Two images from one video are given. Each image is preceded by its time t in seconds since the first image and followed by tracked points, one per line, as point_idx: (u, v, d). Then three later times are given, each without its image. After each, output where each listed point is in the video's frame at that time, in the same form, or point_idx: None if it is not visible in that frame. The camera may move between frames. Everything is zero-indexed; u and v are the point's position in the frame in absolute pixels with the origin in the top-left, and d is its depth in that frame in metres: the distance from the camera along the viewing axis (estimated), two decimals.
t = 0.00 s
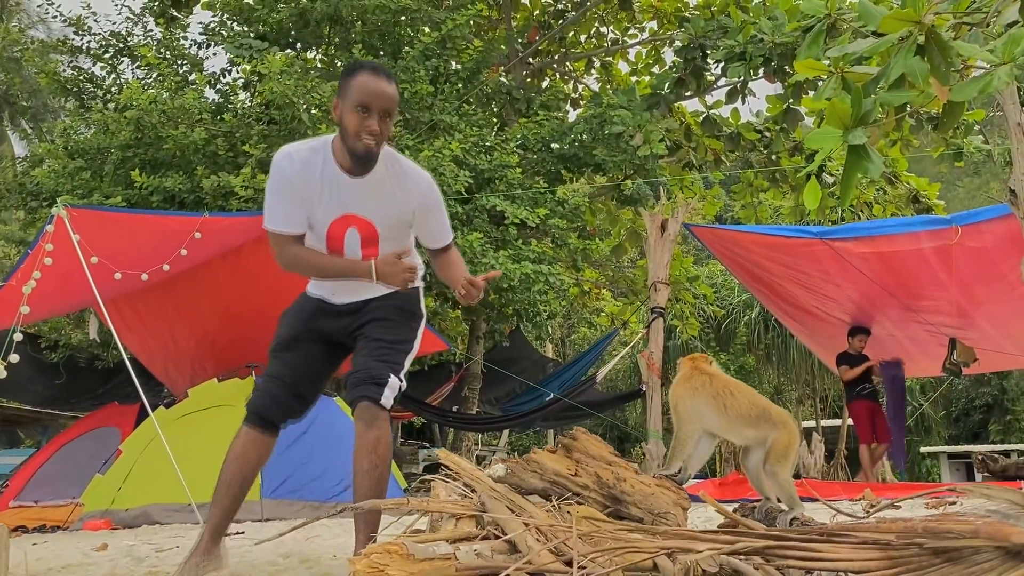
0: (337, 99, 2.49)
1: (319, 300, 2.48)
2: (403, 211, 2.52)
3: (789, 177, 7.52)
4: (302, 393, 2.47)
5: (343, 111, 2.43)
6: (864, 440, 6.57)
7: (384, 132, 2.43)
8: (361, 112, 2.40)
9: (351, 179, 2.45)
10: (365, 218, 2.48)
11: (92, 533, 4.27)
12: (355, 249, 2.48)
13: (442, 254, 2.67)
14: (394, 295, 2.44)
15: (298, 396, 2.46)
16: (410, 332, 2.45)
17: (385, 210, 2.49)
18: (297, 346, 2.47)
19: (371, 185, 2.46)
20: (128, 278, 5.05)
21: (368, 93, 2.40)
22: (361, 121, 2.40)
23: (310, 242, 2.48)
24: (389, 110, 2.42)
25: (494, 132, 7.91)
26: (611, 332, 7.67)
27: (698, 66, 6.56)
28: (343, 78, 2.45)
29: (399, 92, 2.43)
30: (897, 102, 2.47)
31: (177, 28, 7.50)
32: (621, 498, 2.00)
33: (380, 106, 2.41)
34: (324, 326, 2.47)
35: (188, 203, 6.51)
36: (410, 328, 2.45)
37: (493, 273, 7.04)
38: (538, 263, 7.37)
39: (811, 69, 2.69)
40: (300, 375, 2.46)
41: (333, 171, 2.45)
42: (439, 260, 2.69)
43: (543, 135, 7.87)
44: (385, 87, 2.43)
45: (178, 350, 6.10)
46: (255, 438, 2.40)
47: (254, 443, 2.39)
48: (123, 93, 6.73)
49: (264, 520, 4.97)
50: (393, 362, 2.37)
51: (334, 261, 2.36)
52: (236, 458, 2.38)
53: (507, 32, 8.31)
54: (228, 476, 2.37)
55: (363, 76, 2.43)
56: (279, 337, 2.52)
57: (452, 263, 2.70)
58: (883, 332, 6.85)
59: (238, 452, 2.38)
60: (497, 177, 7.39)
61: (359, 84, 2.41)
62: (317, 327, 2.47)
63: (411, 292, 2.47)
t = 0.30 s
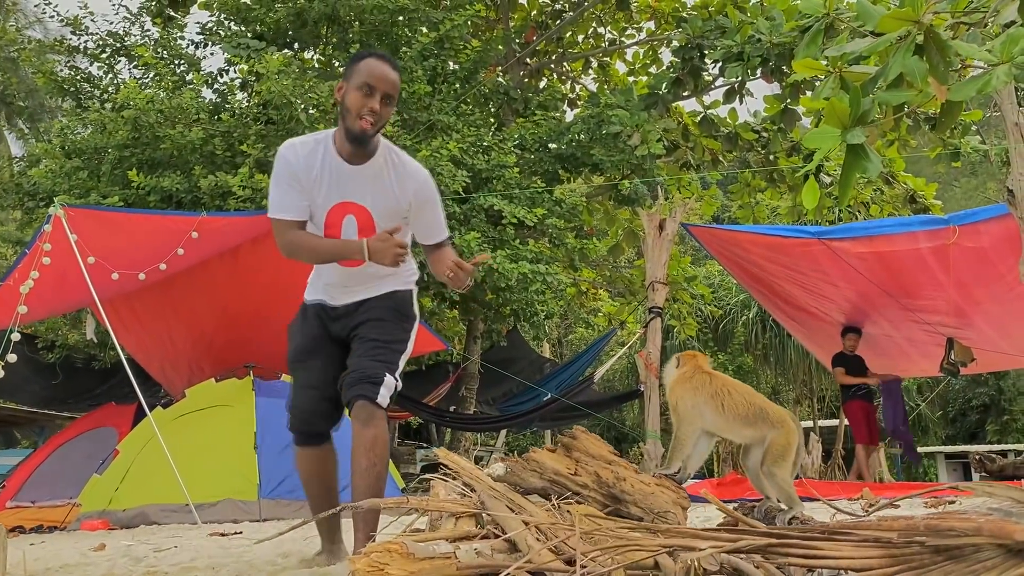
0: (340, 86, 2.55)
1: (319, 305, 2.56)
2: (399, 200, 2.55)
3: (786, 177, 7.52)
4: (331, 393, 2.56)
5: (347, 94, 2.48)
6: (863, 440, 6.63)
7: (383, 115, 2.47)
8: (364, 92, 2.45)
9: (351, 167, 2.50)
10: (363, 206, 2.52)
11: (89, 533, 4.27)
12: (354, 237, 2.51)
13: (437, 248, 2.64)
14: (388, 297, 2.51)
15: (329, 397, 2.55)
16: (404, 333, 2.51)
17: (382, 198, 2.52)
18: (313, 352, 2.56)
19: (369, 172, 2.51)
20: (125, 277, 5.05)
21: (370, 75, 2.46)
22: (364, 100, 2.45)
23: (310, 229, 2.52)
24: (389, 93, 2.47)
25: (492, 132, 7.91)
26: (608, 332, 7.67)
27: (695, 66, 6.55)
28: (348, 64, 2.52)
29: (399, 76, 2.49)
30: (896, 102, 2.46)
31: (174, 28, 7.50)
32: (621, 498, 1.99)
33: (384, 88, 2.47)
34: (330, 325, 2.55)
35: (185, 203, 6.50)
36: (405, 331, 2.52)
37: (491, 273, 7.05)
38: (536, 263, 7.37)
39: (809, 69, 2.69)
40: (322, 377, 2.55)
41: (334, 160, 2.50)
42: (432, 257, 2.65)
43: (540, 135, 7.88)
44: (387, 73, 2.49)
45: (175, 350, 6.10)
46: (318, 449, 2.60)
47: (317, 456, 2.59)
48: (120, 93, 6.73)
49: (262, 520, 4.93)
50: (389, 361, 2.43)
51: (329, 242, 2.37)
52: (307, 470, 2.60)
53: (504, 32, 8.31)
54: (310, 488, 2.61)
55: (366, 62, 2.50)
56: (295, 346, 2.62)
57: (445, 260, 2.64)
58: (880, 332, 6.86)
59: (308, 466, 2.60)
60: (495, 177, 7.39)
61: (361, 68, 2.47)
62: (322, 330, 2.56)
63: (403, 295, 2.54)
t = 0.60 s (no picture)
0: (323, 97, 2.52)
1: (318, 303, 2.59)
2: (387, 195, 2.56)
3: (782, 174, 7.54)
4: (333, 385, 2.53)
5: (335, 108, 2.47)
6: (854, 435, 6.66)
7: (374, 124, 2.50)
8: (360, 110, 2.45)
9: (338, 169, 2.52)
10: (353, 205, 2.53)
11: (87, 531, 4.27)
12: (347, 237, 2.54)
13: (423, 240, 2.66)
14: (386, 290, 2.54)
15: (331, 389, 2.52)
16: (404, 321, 2.54)
17: (371, 196, 2.54)
18: (313, 348, 2.55)
19: (356, 172, 2.53)
20: (122, 275, 5.04)
21: (360, 91, 2.45)
22: (359, 119, 2.45)
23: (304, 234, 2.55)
24: (380, 105, 2.48)
25: (488, 129, 7.91)
26: (604, 328, 7.68)
27: (691, 64, 6.54)
28: (330, 77, 2.48)
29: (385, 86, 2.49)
30: (892, 100, 2.47)
31: (170, 25, 7.48)
32: (618, 495, 2.00)
33: (373, 102, 2.47)
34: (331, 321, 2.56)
35: (181, 200, 6.49)
36: (405, 320, 2.54)
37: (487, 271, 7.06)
38: (532, 260, 7.38)
39: (804, 66, 2.71)
40: (323, 370, 2.53)
41: (321, 164, 2.53)
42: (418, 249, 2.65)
43: (536, 132, 7.89)
44: (373, 83, 2.49)
45: (171, 349, 6.10)
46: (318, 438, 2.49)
47: (316, 447, 2.49)
48: (116, 90, 6.72)
49: (260, 518, 4.93)
50: (389, 342, 2.45)
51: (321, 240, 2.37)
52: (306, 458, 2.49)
53: (500, 29, 8.32)
54: (309, 477, 2.49)
55: (350, 75, 2.47)
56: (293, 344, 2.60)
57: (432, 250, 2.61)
58: (874, 328, 6.89)
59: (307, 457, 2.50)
60: (491, 174, 7.38)
61: (348, 83, 2.45)
62: (322, 327, 2.57)
63: (403, 290, 2.57)
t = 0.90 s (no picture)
0: (332, 94, 2.56)
1: (341, 295, 2.66)
2: (396, 185, 2.59)
3: (776, 166, 7.55)
4: (351, 377, 2.64)
5: (342, 103, 2.51)
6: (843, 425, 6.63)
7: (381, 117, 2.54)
8: (365, 105, 2.49)
9: (348, 162, 2.57)
10: (363, 197, 2.57)
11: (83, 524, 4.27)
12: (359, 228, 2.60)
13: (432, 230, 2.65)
14: (406, 289, 2.60)
15: (348, 380, 2.63)
16: (425, 323, 2.60)
17: (381, 187, 2.57)
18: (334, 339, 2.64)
19: (366, 164, 2.56)
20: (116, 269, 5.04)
21: (364, 85, 2.48)
22: (363, 112, 2.49)
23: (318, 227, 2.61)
24: (385, 98, 2.52)
25: (483, 121, 7.90)
26: (599, 321, 7.69)
27: (686, 55, 6.53)
28: (338, 72, 2.53)
29: (390, 80, 2.53)
30: (886, 91, 2.47)
31: (163, 17, 7.46)
32: (613, 485, 2.00)
33: (378, 96, 2.50)
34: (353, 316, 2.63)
35: (176, 193, 6.46)
36: (425, 317, 2.61)
37: (482, 263, 7.07)
38: (527, 253, 7.39)
39: (799, 58, 2.68)
40: (343, 363, 2.63)
41: (333, 157, 2.58)
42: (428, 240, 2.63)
43: (531, 124, 7.88)
44: (378, 77, 2.53)
45: (166, 342, 6.11)
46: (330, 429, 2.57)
47: (328, 436, 2.56)
48: (109, 82, 6.70)
49: (256, 509, 4.89)
50: (411, 354, 2.53)
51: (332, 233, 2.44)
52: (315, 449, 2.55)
53: (494, 21, 8.31)
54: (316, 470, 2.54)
55: (356, 70, 2.51)
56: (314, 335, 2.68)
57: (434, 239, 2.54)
58: (869, 319, 6.93)
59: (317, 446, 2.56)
60: (486, 167, 7.37)
61: (354, 76, 2.49)
62: (344, 319, 2.65)
63: (422, 286, 2.63)
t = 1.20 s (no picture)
0: (347, 89, 2.58)
1: (360, 285, 2.68)
2: (409, 175, 2.57)
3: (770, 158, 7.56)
4: (359, 361, 2.63)
5: (356, 98, 2.52)
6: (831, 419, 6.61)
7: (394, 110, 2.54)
8: (377, 100, 2.49)
9: (364, 154, 2.58)
10: (379, 188, 2.58)
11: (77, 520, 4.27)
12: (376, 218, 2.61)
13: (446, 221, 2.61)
14: (423, 278, 2.61)
15: (355, 364, 2.63)
16: (441, 313, 2.61)
17: (396, 177, 2.57)
18: (346, 324, 2.66)
19: (380, 155, 2.56)
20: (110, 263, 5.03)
21: (376, 80, 2.49)
22: (375, 106, 2.49)
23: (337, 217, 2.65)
24: (398, 93, 2.51)
25: (477, 113, 7.87)
26: (594, 313, 7.70)
27: (680, 47, 6.50)
28: (354, 68, 2.54)
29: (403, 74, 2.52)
30: (879, 85, 2.47)
31: (154, 8, 7.40)
32: (607, 482, 2.01)
33: (390, 91, 2.50)
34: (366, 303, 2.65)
35: (168, 186, 6.43)
36: (442, 308, 2.62)
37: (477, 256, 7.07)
38: (522, 246, 7.39)
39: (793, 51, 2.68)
40: (353, 347, 2.64)
41: (350, 150, 2.60)
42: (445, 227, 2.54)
43: (525, 116, 7.86)
44: (391, 72, 2.53)
45: (159, 335, 6.09)
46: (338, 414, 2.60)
47: (333, 418, 2.59)
48: (100, 75, 6.65)
49: (251, 504, 4.91)
50: (429, 345, 2.54)
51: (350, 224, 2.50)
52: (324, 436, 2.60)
53: (488, 12, 8.27)
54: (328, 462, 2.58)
55: (369, 66, 2.52)
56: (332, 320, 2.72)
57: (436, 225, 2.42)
58: (864, 311, 6.95)
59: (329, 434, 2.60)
60: (480, 159, 7.35)
61: (368, 71, 2.50)
62: (359, 306, 2.67)
63: (439, 274, 2.64)
